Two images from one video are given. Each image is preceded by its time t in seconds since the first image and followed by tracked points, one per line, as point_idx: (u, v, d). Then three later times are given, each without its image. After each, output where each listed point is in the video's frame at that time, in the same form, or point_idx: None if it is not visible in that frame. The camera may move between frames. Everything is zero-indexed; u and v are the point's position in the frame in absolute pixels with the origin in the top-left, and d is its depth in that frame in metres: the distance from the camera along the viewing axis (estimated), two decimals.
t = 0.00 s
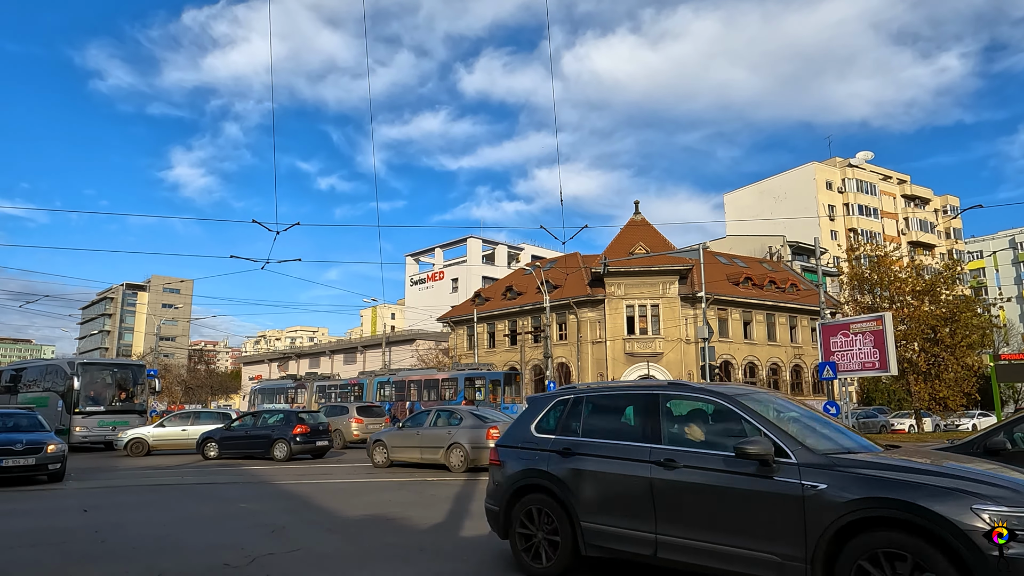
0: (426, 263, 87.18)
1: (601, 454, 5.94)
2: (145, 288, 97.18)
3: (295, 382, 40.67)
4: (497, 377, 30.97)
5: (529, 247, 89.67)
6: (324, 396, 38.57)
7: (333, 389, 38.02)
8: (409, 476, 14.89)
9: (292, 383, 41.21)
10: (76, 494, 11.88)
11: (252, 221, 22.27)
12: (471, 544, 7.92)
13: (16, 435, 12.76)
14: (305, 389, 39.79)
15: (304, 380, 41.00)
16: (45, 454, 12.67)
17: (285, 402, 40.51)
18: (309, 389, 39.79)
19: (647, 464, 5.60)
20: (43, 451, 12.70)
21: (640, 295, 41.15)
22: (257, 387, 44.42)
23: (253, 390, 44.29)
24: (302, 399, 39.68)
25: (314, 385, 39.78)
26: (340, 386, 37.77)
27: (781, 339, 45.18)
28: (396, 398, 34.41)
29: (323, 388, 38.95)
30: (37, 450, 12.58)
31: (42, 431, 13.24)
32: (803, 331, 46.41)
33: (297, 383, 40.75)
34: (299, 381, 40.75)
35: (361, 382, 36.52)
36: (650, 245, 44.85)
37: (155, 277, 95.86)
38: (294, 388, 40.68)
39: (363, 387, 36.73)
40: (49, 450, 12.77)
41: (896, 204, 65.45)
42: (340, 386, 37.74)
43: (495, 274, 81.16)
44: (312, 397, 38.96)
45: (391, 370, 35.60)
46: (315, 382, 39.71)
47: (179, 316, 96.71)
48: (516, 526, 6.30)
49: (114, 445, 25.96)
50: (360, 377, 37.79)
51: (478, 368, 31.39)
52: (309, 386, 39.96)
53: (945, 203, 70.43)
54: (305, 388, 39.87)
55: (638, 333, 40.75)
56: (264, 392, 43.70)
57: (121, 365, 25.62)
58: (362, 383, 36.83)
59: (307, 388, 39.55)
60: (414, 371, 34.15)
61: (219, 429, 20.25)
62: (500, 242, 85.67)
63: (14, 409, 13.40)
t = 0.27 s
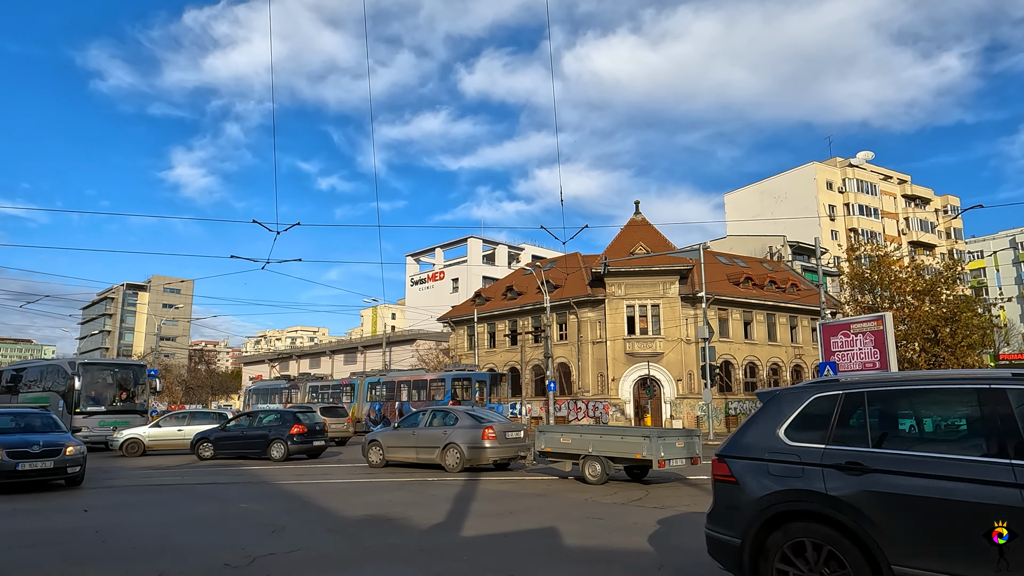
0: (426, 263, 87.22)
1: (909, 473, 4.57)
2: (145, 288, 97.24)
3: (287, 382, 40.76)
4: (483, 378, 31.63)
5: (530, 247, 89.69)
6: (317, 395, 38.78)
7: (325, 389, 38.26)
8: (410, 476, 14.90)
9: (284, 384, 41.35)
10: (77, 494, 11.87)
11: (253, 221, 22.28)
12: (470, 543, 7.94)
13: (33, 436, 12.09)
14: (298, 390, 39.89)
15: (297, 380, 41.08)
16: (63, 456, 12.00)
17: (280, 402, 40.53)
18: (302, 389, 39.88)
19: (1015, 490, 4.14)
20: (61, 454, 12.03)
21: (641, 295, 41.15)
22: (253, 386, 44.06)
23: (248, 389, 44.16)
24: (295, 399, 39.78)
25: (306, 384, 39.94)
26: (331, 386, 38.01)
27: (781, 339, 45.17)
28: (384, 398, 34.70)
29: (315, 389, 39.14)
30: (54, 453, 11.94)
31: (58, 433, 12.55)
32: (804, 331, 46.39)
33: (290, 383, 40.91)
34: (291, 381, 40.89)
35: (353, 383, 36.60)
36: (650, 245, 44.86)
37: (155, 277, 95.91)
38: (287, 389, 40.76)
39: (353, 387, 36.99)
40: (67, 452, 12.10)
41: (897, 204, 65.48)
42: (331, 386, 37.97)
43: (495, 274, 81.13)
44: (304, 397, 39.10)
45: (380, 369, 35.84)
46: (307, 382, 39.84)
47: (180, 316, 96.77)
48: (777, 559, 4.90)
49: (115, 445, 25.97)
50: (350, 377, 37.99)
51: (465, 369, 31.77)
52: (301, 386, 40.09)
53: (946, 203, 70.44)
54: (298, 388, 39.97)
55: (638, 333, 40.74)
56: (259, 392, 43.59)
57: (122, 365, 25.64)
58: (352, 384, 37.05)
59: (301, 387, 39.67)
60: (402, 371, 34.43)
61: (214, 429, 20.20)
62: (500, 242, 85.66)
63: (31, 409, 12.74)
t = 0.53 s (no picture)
0: (427, 263, 87.22)
1: None
2: (146, 288, 97.30)
3: (280, 383, 40.77)
4: (470, 378, 31.96)
5: (530, 247, 89.70)
6: (309, 396, 38.83)
7: (316, 390, 38.34)
8: (410, 476, 14.89)
9: (277, 384, 41.40)
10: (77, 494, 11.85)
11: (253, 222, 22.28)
12: (470, 544, 7.93)
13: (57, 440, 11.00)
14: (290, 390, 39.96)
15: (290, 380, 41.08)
16: (88, 463, 10.89)
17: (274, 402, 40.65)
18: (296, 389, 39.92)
19: None
20: (88, 460, 10.95)
21: (641, 295, 41.14)
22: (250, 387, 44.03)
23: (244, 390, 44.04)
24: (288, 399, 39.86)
25: (299, 384, 40.01)
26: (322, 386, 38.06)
27: (782, 339, 45.13)
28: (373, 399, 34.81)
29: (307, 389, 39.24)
30: (79, 459, 10.80)
31: (81, 436, 11.39)
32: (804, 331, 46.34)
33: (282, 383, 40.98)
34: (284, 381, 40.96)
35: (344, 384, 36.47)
36: (650, 245, 44.85)
37: (156, 277, 95.96)
38: (280, 389, 40.84)
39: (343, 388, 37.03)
40: (93, 457, 11.02)
41: (897, 204, 65.43)
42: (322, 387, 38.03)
43: (496, 274, 81.14)
44: (297, 398, 39.16)
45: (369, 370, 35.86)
46: (299, 382, 39.91)
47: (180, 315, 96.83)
48: None
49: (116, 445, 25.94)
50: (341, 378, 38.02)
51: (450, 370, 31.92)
52: (294, 386, 40.13)
53: (946, 203, 70.37)
54: (291, 388, 40.03)
55: (638, 333, 40.73)
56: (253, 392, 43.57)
57: (122, 365, 25.65)
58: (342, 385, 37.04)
59: (294, 388, 39.76)
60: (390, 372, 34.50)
61: (209, 429, 20.20)
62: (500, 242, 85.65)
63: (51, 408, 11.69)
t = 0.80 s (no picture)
0: (427, 263, 87.27)
1: None
2: (147, 288, 97.34)
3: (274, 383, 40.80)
4: (458, 378, 32.03)
5: (531, 247, 89.73)
6: (303, 396, 38.85)
7: (309, 389, 38.37)
8: (409, 475, 14.89)
9: (272, 384, 41.44)
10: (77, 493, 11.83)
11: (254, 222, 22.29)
12: (470, 543, 7.92)
13: (84, 445, 10.01)
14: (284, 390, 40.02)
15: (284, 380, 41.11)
16: (120, 470, 9.90)
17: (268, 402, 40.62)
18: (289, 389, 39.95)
19: None
20: (118, 467, 9.93)
21: (641, 294, 41.16)
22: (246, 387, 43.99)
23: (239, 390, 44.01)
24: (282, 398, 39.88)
25: (292, 384, 40.07)
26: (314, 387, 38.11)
27: (782, 339, 45.09)
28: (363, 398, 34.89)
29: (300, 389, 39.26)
30: (109, 467, 9.80)
31: (111, 440, 10.41)
32: (804, 331, 46.33)
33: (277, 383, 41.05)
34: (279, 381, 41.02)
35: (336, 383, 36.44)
36: (651, 245, 44.83)
37: (157, 277, 96.03)
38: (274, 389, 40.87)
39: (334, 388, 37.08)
40: (124, 464, 10.01)
41: (898, 203, 65.38)
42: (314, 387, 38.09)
43: (497, 273, 81.14)
44: (290, 398, 39.19)
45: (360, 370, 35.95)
46: (293, 382, 39.97)
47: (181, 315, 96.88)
48: None
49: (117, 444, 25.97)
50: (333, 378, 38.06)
51: (438, 370, 32.01)
52: (287, 386, 40.16)
53: (947, 202, 70.30)
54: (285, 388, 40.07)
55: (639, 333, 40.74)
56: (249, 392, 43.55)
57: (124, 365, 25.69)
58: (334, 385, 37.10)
59: (288, 388, 39.79)
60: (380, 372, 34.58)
61: (205, 429, 20.19)
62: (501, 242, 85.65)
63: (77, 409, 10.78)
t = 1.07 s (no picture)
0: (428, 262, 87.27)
1: None
2: (148, 287, 97.39)
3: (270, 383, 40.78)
4: (446, 378, 31.98)
5: (532, 246, 89.75)
6: (297, 396, 38.86)
7: (303, 389, 38.40)
8: (410, 474, 14.90)
9: (267, 384, 41.46)
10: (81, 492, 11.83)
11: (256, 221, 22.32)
12: (470, 543, 7.92)
13: (123, 450, 9.89)
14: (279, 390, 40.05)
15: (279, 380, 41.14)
16: (163, 476, 9.79)
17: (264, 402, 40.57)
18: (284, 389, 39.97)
19: None
20: (160, 474, 9.85)
21: (642, 293, 41.15)
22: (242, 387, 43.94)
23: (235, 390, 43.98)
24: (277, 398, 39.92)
25: (287, 383, 40.12)
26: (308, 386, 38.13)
27: (783, 338, 45.04)
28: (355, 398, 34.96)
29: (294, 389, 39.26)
30: (150, 473, 9.68)
31: (149, 444, 10.32)
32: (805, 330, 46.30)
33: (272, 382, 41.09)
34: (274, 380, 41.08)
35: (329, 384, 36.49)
36: (652, 245, 44.78)
37: (158, 277, 96.09)
38: (269, 389, 40.87)
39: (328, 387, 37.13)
40: (166, 470, 9.91)
41: (899, 202, 65.32)
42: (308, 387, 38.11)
43: (498, 273, 81.11)
44: (285, 398, 39.20)
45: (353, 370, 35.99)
46: (288, 381, 40.00)
47: (183, 314, 96.92)
48: None
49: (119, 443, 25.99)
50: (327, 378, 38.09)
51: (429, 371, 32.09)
52: (282, 386, 40.18)
53: (948, 201, 70.23)
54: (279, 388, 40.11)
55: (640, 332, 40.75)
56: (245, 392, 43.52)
57: (126, 365, 25.73)
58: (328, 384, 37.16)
59: (282, 388, 39.77)
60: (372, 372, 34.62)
61: (201, 429, 20.15)
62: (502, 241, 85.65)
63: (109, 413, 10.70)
